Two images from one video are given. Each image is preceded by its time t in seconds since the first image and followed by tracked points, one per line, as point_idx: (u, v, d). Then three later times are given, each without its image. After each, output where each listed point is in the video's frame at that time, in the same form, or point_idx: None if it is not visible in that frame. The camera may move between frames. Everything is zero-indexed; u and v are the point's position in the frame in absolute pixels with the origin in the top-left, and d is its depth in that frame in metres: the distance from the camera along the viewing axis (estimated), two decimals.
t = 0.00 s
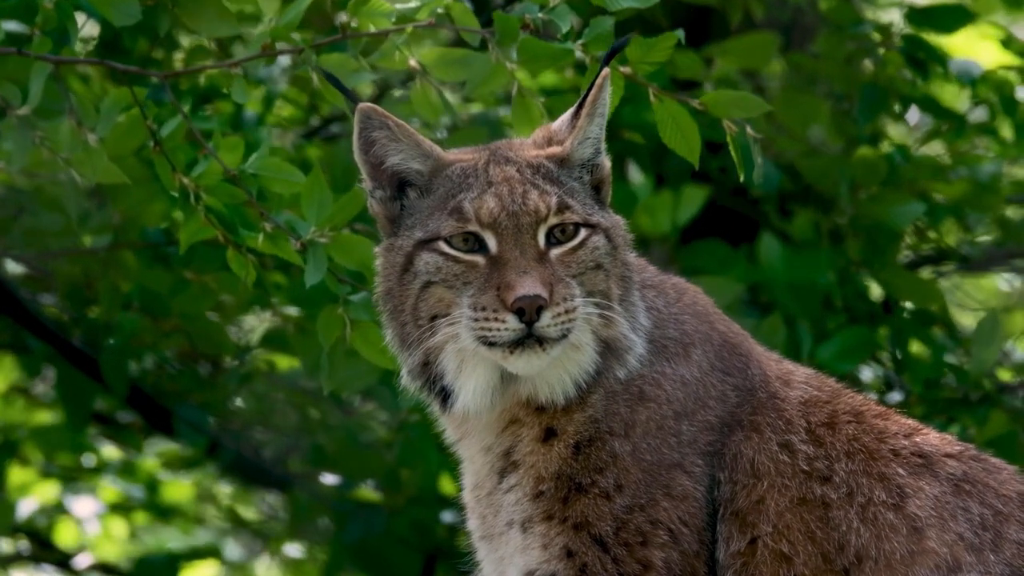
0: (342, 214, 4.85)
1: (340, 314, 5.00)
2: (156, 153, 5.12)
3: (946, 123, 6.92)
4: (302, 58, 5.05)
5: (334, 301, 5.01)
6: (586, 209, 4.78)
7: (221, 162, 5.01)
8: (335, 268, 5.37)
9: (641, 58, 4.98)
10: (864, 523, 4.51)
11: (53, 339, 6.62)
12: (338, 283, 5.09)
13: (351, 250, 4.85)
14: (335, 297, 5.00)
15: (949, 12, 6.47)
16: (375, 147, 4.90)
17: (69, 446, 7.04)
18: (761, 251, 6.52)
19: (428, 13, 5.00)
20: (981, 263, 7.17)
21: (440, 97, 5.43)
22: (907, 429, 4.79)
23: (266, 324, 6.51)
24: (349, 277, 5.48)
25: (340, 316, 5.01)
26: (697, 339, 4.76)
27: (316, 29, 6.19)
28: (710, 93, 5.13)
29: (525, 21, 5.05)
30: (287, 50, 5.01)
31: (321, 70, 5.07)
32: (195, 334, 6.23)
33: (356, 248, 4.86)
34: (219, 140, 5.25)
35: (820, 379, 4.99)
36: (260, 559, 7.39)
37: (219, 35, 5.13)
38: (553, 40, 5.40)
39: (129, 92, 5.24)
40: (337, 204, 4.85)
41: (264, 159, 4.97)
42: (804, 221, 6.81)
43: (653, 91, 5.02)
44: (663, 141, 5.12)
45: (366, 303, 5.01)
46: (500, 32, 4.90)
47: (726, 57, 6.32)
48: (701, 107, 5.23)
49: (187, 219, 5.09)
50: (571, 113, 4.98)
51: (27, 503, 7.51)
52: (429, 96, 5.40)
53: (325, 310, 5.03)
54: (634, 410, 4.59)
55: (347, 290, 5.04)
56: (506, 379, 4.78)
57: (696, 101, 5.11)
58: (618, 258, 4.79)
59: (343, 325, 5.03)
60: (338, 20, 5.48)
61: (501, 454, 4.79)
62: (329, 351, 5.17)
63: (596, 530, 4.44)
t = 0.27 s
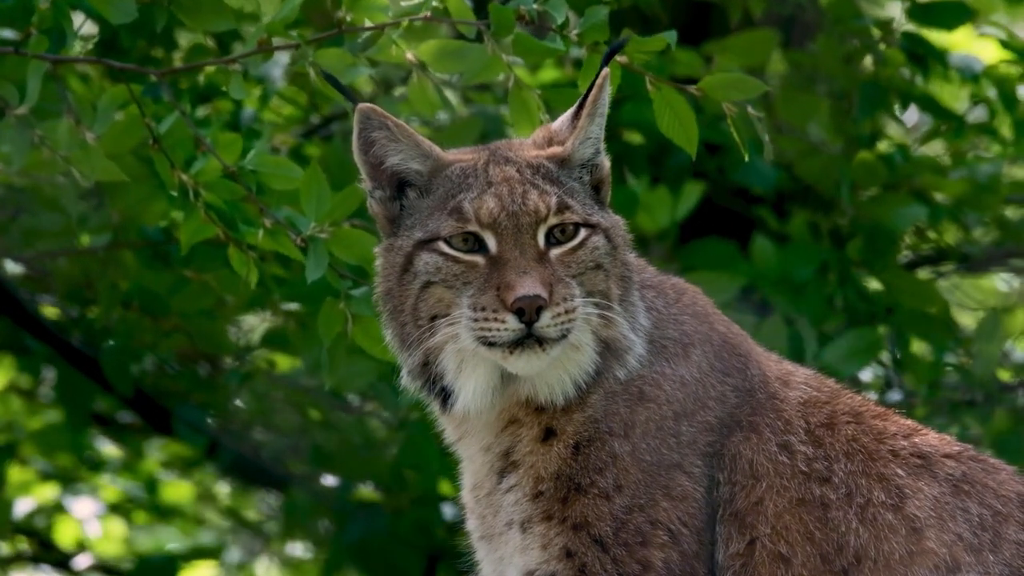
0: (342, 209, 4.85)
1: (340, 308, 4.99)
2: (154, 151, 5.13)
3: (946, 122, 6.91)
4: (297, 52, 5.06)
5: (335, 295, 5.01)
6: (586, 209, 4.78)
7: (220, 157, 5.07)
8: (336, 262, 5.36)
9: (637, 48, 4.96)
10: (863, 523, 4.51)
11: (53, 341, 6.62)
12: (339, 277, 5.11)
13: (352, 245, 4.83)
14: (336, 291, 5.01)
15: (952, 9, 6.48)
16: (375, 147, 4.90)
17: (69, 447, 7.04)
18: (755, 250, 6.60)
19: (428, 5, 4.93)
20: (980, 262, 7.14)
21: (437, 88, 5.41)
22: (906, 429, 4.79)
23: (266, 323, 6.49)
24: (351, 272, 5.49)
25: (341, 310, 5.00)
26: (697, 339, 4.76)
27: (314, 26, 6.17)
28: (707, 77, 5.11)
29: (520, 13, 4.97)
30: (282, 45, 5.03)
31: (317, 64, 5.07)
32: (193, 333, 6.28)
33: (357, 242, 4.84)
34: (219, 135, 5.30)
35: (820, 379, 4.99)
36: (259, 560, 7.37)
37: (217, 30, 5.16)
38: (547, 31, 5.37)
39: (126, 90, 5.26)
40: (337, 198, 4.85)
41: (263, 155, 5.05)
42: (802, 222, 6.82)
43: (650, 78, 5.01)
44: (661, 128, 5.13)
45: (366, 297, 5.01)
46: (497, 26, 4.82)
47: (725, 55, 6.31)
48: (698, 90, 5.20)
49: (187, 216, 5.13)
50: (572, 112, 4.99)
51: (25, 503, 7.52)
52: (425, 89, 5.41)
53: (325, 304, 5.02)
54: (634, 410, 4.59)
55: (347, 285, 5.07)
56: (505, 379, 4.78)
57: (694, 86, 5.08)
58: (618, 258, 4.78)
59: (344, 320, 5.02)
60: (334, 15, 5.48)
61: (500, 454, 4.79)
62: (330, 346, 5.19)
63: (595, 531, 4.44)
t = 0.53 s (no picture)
0: (340, 209, 4.86)
1: (340, 307, 4.98)
2: (152, 151, 5.12)
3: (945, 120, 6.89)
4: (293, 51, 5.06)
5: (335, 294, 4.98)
6: (586, 210, 4.78)
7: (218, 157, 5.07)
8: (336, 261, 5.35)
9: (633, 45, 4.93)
10: (862, 523, 4.52)
11: (52, 341, 6.62)
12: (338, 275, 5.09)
13: (352, 244, 4.83)
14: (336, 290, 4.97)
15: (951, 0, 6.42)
16: (375, 147, 4.90)
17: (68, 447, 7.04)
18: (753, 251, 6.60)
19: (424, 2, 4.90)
20: (980, 262, 7.11)
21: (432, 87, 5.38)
22: (906, 430, 4.79)
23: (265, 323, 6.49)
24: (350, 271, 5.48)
25: (341, 309, 4.99)
26: (696, 340, 4.76)
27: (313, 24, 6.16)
28: (702, 74, 5.08)
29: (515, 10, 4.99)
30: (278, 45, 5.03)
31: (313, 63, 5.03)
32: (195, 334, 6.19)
33: (356, 241, 4.85)
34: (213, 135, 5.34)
35: (819, 379, 4.99)
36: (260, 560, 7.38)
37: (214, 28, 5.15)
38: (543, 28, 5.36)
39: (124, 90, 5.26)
40: (336, 198, 4.84)
41: (260, 154, 5.01)
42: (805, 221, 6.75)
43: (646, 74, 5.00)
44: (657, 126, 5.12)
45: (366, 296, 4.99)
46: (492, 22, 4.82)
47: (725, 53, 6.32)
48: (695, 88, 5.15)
49: (187, 215, 5.15)
50: (573, 112, 4.99)
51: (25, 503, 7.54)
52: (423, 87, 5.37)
53: (326, 304, 4.98)
54: (633, 410, 4.59)
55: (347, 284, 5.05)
56: (505, 379, 4.78)
57: (690, 83, 5.05)
58: (618, 259, 4.79)
59: (344, 318, 5.00)
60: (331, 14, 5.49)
61: (500, 454, 4.79)
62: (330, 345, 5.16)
63: (594, 531, 4.44)
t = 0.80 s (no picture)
0: (334, 211, 4.85)
1: (337, 309, 4.97)
2: (148, 154, 5.11)
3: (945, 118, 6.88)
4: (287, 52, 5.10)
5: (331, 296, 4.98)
6: (586, 210, 4.78)
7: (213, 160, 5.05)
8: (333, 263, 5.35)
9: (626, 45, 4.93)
10: (862, 524, 4.52)
11: (51, 341, 6.62)
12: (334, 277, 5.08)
13: (347, 245, 4.83)
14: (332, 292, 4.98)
15: None
16: (375, 148, 4.90)
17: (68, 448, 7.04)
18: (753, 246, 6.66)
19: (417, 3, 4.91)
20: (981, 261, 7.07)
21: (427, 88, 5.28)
22: (906, 430, 4.79)
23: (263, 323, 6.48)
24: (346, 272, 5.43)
25: (337, 311, 4.98)
26: (696, 340, 4.76)
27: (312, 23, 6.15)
28: (697, 77, 5.07)
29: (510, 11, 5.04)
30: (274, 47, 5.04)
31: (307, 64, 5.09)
32: (194, 333, 6.23)
33: (352, 243, 4.84)
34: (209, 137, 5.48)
35: (819, 380, 4.99)
36: (260, 559, 7.37)
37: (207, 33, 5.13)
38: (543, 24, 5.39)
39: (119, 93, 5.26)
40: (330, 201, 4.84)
41: (255, 157, 4.98)
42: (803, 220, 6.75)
43: (641, 76, 5.01)
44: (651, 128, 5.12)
45: (362, 297, 4.97)
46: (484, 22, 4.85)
47: (725, 51, 6.31)
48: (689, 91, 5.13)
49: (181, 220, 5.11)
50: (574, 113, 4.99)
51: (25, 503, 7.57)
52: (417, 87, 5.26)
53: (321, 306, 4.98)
54: (633, 410, 4.59)
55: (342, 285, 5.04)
56: (505, 379, 4.78)
57: (685, 86, 5.04)
58: (617, 259, 4.79)
59: (341, 319, 5.00)
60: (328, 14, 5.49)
61: (500, 454, 4.79)
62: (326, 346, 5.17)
63: (594, 531, 4.45)
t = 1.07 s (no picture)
0: (327, 215, 4.84)
1: (328, 314, 4.93)
2: (143, 157, 5.11)
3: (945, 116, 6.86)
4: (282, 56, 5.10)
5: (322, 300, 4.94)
6: (586, 211, 4.78)
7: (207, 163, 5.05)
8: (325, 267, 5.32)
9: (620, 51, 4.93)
10: (862, 523, 4.52)
11: (51, 342, 6.62)
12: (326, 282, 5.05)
13: (339, 250, 4.78)
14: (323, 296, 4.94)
15: None
16: (375, 148, 4.90)
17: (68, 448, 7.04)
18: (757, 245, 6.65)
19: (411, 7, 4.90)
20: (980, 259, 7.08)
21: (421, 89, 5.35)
22: (906, 430, 4.79)
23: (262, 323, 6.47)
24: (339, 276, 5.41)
25: (328, 316, 4.94)
26: (696, 340, 4.76)
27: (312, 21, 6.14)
28: (693, 83, 5.06)
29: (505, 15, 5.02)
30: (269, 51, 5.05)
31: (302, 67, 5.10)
32: (191, 335, 6.25)
33: (343, 247, 4.78)
34: (203, 144, 5.25)
35: (819, 379, 4.99)
36: (261, 559, 7.36)
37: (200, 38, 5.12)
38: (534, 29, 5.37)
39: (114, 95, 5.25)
40: (323, 205, 4.83)
41: (248, 161, 4.96)
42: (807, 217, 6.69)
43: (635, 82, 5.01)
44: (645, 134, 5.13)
45: (353, 303, 4.94)
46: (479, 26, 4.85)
47: (727, 48, 6.30)
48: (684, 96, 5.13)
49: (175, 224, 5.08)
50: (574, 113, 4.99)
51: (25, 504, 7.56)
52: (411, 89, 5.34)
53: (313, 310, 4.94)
54: (633, 410, 4.59)
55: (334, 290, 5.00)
56: (505, 379, 4.78)
57: (679, 92, 5.04)
58: (617, 258, 4.79)
59: (331, 325, 4.95)
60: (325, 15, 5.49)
61: (500, 454, 4.79)
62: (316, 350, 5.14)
63: (594, 531, 4.45)
